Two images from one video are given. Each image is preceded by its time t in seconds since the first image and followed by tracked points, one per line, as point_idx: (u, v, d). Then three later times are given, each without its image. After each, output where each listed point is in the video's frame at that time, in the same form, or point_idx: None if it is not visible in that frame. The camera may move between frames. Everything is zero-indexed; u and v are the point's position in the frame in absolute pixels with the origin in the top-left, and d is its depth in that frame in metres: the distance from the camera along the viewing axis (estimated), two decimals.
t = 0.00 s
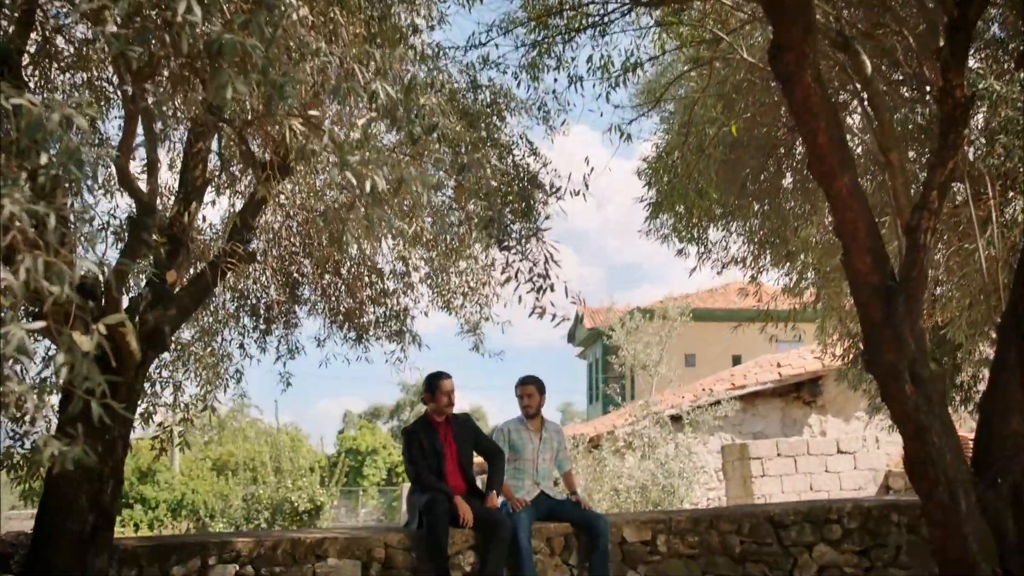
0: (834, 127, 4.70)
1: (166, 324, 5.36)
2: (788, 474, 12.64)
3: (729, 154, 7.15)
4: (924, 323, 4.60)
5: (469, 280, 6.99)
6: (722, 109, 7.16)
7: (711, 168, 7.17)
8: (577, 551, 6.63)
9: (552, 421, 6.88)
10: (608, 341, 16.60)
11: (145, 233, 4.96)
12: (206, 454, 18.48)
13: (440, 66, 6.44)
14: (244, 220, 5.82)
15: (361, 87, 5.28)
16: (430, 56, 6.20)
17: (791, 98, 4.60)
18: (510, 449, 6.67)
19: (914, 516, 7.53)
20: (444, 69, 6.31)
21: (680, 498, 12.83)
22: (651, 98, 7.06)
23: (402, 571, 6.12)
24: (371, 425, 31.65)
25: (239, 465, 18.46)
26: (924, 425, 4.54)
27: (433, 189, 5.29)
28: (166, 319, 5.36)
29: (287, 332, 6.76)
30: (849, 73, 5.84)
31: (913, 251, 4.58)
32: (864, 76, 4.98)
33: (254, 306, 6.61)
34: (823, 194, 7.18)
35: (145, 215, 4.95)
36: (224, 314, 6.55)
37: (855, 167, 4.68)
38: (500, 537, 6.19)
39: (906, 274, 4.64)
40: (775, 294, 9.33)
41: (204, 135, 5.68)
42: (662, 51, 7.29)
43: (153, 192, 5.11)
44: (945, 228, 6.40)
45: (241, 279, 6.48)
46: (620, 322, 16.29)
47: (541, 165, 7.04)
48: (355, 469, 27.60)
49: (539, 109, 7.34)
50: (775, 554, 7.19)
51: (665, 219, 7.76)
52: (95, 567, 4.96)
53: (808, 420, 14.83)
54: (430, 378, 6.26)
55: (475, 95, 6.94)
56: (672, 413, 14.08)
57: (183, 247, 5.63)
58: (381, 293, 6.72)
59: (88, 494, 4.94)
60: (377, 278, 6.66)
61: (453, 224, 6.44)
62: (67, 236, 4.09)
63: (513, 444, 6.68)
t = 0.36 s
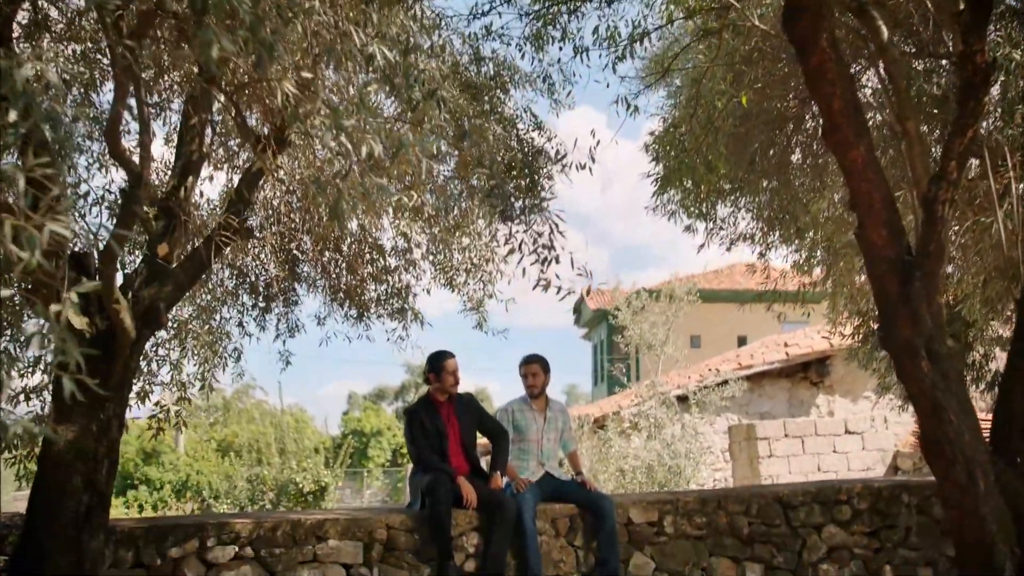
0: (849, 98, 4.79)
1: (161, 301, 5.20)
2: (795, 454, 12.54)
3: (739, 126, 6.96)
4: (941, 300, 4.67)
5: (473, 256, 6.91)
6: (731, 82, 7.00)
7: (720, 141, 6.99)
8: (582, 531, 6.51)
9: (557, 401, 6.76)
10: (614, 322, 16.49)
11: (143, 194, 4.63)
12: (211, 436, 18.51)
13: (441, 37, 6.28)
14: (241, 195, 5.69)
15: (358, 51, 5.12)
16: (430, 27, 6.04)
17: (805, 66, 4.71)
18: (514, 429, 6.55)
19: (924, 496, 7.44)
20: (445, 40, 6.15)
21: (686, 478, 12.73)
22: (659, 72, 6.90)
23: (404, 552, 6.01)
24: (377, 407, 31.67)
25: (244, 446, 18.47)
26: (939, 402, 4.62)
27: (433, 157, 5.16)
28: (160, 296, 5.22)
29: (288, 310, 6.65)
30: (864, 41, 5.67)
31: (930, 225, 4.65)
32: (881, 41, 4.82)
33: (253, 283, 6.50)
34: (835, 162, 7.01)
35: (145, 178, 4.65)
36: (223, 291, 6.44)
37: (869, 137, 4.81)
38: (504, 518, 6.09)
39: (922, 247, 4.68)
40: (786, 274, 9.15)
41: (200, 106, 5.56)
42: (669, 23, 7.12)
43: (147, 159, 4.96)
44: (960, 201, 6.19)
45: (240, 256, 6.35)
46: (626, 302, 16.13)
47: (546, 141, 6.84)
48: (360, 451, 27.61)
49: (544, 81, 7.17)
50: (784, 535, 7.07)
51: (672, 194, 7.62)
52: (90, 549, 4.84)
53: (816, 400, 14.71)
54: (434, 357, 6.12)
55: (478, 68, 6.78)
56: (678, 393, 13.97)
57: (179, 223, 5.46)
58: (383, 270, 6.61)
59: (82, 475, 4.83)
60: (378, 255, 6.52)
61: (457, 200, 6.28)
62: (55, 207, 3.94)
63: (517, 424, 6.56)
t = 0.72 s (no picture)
0: (864, 64, 4.77)
1: (154, 278, 5.06)
2: (801, 436, 12.45)
3: (744, 100, 6.72)
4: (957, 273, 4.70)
5: (475, 233, 6.79)
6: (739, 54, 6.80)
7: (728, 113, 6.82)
8: (586, 514, 6.38)
9: (559, 380, 6.64)
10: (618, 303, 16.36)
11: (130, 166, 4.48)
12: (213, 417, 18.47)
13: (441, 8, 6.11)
14: (235, 168, 5.52)
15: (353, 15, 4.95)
16: None
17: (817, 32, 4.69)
18: (516, 409, 6.43)
19: (933, 477, 7.34)
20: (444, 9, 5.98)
21: (691, 459, 12.62)
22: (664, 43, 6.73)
23: (404, 535, 5.89)
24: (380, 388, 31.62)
25: (246, 428, 18.44)
26: (953, 379, 4.65)
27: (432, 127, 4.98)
28: (153, 272, 5.07)
29: (285, 288, 6.50)
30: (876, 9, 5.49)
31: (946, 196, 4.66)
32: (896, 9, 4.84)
33: (250, 260, 6.35)
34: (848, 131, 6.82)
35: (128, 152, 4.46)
36: (218, 268, 6.29)
37: (884, 103, 4.77)
38: (506, 499, 5.98)
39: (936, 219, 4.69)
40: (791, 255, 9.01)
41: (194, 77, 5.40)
42: None
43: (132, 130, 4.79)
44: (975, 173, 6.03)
45: (236, 232, 6.19)
46: (630, 282, 16.00)
47: (548, 117, 6.67)
48: (363, 432, 27.59)
49: (546, 53, 7.00)
50: (790, 516, 6.96)
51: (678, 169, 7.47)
52: (81, 531, 4.73)
53: (821, 380, 14.63)
54: (435, 336, 6.01)
55: (479, 40, 6.61)
56: (683, 373, 13.86)
57: (169, 199, 5.28)
58: (381, 247, 6.49)
59: (73, 455, 4.71)
60: (377, 232, 6.40)
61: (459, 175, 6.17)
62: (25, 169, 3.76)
63: (518, 404, 6.44)
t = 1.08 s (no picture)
0: (878, 33, 4.68)
1: (144, 254, 4.91)
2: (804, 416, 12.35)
3: (752, 71, 6.64)
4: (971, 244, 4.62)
5: (474, 209, 6.67)
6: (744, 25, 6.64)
7: (733, 84, 6.67)
8: (588, 495, 6.25)
9: (560, 359, 6.54)
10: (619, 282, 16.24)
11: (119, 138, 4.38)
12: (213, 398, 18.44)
13: None
14: (229, 142, 5.37)
15: None
16: None
17: None
18: (516, 389, 6.33)
19: (940, 459, 7.32)
20: None
21: (694, 440, 12.53)
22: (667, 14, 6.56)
23: (402, 516, 5.79)
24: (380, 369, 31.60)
25: (246, 408, 18.38)
26: (968, 358, 4.60)
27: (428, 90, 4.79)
28: (143, 248, 4.93)
29: (281, 265, 6.35)
30: None
31: (961, 166, 4.58)
32: None
33: (245, 238, 6.18)
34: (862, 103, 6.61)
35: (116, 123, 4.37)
36: (210, 246, 6.13)
37: (898, 72, 4.69)
38: (507, 481, 5.85)
39: (949, 195, 4.63)
40: (796, 237, 8.86)
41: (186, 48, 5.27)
42: None
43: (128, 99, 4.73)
44: (989, 147, 5.86)
45: (230, 209, 6.04)
46: (632, 262, 15.87)
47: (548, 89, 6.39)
48: (363, 413, 27.55)
49: (547, 24, 6.83)
50: (796, 498, 6.85)
51: (682, 144, 7.32)
52: (71, 512, 4.61)
53: (824, 361, 14.53)
54: (432, 314, 5.88)
55: (478, 11, 6.44)
56: (685, 353, 13.74)
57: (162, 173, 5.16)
58: (378, 223, 6.42)
59: (62, 436, 4.58)
60: (372, 207, 6.35)
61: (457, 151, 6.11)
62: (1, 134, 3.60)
63: (518, 383, 6.34)
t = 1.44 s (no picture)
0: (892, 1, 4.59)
1: (133, 231, 4.77)
2: (807, 398, 12.24)
3: (757, 43, 6.44)
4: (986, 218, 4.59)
5: (473, 185, 6.53)
6: None
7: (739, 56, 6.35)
8: (588, 478, 6.13)
9: (561, 340, 6.41)
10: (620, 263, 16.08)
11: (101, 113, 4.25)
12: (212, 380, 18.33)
13: None
14: (220, 115, 5.24)
15: None
16: None
17: None
18: (516, 370, 6.21)
19: (947, 441, 7.22)
20: None
21: (696, 422, 12.43)
22: None
23: (400, 500, 5.67)
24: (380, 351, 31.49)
25: (245, 391, 18.31)
26: (983, 336, 4.54)
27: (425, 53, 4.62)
28: (132, 225, 4.79)
29: (275, 244, 6.21)
30: None
31: (978, 138, 4.56)
32: None
33: (239, 216, 6.04)
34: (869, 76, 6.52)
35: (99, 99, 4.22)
36: (203, 224, 5.99)
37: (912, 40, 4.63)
38: (507, 464, 5.73)
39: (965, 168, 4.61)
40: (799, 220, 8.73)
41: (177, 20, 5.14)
42: None
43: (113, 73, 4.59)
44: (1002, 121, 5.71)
45: (224, 187, 5.89)
46: (633, 243, 15.71)
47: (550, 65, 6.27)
48: (363, 396, 27.47)
49: None
50: (800, 480, 6.73)
51: (686, 120, 7.19)
52: (59, 496, 4.49)
53: (827, 342, 14.42)
54: (427, 294, 5.81)
55: None
56: (687, 335, 13.64)
57: (150, 148, 5.01)
58: (375, 200, 6.27)
59: (48, 418, 4.45)
60: (369, 184, 6.22)
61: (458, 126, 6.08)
62: None
63: (518, 365, 6.22)
